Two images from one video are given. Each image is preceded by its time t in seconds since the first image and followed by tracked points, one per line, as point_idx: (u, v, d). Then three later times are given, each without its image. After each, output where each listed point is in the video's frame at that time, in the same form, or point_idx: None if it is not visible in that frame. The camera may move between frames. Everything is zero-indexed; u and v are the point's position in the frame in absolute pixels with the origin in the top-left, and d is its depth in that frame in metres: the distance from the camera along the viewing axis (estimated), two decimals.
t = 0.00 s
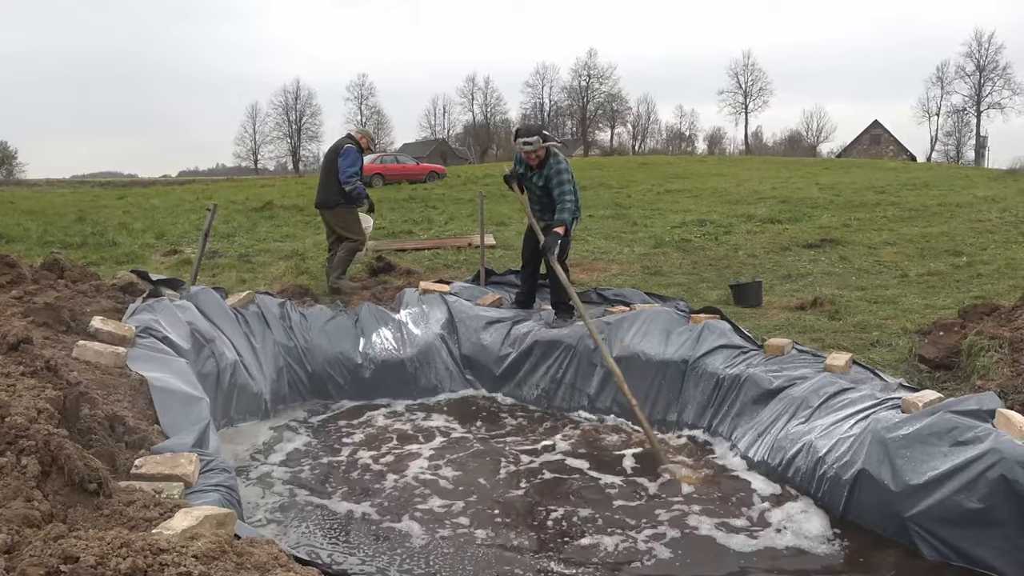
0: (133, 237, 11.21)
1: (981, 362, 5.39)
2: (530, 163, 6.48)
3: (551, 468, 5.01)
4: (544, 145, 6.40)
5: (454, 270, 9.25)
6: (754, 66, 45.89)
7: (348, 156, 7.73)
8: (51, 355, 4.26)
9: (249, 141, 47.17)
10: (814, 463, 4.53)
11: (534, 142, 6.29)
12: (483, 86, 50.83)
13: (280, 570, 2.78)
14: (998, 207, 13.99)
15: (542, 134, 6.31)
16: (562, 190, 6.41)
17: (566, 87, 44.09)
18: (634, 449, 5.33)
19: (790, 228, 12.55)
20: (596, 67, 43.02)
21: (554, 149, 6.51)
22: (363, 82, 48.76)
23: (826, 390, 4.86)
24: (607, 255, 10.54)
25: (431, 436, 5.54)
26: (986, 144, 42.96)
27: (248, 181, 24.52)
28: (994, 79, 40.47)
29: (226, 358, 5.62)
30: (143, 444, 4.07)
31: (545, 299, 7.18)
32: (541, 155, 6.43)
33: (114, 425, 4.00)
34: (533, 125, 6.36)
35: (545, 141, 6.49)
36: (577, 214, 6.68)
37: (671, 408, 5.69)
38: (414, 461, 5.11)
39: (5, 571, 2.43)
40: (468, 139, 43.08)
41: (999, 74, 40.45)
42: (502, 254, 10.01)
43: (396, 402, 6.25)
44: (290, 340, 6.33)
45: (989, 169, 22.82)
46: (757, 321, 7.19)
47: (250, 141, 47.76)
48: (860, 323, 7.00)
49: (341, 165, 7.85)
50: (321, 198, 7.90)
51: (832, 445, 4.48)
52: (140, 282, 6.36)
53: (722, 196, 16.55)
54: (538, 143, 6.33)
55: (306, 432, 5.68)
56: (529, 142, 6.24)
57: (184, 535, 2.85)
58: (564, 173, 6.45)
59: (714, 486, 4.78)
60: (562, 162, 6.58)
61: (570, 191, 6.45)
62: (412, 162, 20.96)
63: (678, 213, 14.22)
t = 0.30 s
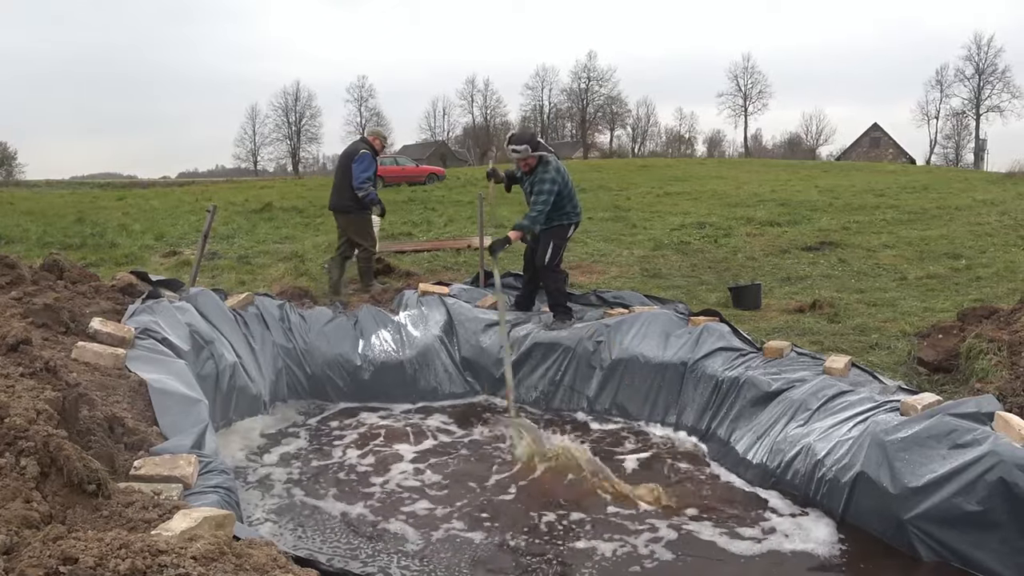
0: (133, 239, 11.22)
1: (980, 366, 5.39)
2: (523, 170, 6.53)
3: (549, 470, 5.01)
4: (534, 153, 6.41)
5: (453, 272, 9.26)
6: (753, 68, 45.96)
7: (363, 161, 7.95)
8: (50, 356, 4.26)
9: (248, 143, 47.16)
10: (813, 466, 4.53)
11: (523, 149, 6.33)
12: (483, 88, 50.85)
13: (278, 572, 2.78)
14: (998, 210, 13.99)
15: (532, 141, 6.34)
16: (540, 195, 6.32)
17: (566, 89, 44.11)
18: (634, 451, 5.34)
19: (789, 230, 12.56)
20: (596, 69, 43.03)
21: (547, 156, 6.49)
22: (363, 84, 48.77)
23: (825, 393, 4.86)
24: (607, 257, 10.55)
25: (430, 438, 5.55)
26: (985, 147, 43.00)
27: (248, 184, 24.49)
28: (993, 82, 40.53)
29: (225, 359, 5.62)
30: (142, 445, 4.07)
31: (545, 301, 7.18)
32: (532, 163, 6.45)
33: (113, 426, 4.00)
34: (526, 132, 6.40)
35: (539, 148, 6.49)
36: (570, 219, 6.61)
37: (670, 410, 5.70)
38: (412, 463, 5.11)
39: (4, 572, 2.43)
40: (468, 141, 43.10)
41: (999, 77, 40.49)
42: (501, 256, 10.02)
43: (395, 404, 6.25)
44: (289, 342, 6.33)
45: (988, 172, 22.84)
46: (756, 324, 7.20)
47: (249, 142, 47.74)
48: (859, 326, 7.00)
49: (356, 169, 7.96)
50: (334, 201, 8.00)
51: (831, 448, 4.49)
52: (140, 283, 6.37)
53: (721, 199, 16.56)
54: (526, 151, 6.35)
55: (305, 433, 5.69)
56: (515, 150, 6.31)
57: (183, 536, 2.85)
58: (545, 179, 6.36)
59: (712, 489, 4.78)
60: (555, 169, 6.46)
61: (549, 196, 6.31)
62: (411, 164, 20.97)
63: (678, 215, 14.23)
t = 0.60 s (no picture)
0: (131, 240, 11.21)
1: (978, 364, 5.40)
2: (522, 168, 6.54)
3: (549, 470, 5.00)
4: (534, 151, 6.40)
5: (452, 272, 9.26)
6: (751, 68, 45.99)
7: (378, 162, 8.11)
8: (48, 358, 4.26)
9: (246, 144, 47.11)
10: (811, 464, 4.54)
11: (521, 148, 6.33)
12: (481, 89, 50.84)
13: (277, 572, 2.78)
14: (995, 209, 14.00)
15: (532, 140, 6.33)
16: (528, 193, 6.38)
17: (564, 89, 44.11)
18: (632, 451, 5.34)
19: (787, 230, 12.57)
20: (593, 69, 43.04)
21: (547, 156, 6.47)
22: (361, 85, 48.73)
23: (824, 392, 4.87)
24: (605, 257, 10.55)
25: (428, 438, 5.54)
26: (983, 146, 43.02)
27: (246, 185, 24.47)
28: (991, 81, 40.57)
29: (223, 360, 5.62)
30: (140, 446, 4.07)
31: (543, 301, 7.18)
32: (530, 162, 6.45)
33: (111, 428, 4.00)
34: (528, 130, 6.40)
35: (540, 148, 6.49)
36: (567, 220, 6.60)
37: (669, 410, 5.70)
38: (411, 464, 5.11)
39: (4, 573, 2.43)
40: (466, 142, 43.07)
41: (996, 76, 40.53)
42: (499, 257, 10.03)
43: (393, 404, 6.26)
44: (288, 343, 6.34)
45: (986, 171, 22.85)
46: (755, 323, 7.20)
47: (247, 143, 47.70)
48: (857, 325, 7.01)
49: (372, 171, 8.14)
50: (353, 202, 8.19)
51: (829, 447, 4.49)
52: (138, 284, 6.37)
53: (719, 199, 16.57)
54: (526, 150, 6.34)
55: (303, 433, 5.68)
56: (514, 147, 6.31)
57: (182, 537, 2.85)
58: (538, 178, 6.39)
59: (711, 488, 4.79)
60: (553, 170, 6.45)
61: (538, 194, 6.37)
62: (409, 164, 20.97)
63: (676, 215, 14.23)
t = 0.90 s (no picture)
0: (127, 239, 11.19)
1: (973, 365, 5.42)
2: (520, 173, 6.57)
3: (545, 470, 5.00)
4: (532, 159, 6.42)
5: (449, 272, 9.27)
6: (748, 69, 46.05)
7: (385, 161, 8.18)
8: (44, 356, 4.25)
9: (243, 143, 47.06)
10: (807, 464, 4.55)
11: (519, 154, 6.36)
12: (478, 89, 50.85)
13: (273, 570, 2.78)
14: (991, 210, 14.05)
15: (530, 146, 6.36)
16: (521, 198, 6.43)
17: (561, 89, 44.13)
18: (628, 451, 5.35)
19: (784, 230, 12.59)
20: (591, 69, 43.08)
21: (546, 161, 6.48)
22: (358, 84, 48.70)
23: (820, 392, 4.88)
24: (602, 257, 10.56)
25: (424, 437, 5.55)
26: (979, 148, 43.13)
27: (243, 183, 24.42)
28: (987, 83, 40.67)
29: (220, 359, 5.62)
30: (137, 444, 4.06)
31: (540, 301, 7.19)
32: (528, 168, 6.47)
33: (107, 426, 3.99)
34: (526, 136, 6.43)
35: (540, 154, 6.51)
36: (563, 220, 6.58)
37: (665, 410, 5.71)
38: (407, 463, 5.11)
39: None
40: (463, 141, 43.07)
41: (993, 78, 40.63)
42: (496, 256, 10.03)
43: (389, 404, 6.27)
44: (285, 342, 6.34)
45: (983, 172, 22.90)
46: (751, 323, 7.21)
47: (244, 142, 47.63)
48: (853, 325, 7.02)
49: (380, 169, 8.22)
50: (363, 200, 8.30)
51: (825, 447, 4.50)
52: (135, 283, 6.36)
53: (716, 199, 16.58)
54: (524, 156, 6.38)
55: (299, 432, 5.68)
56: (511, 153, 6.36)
57: (178, 535, 2.85)
58: (534, 183, 6.41)
59: (707, 488, 4.80)
60: (552, 176, 6.45)
61: (531, 199, 6.42)
62: (407, 164, 20.97)
63: (672, 215, 14.25)
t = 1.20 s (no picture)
0: (127, 237, 11.20)
1: (973, 366, 5.43)
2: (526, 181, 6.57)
3: (544, 471, 5.01)
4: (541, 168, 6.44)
5: (449, 271, 9.27)
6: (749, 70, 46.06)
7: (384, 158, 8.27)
8: (44, 354, 4.25)
9: (243, 142, 47.07)
10: (806, 466, 4.56)
11: (530, 165, 6.38)
12: (478, 88, 50.88)
13: (273, 569, 2.78)
14: (991, 212, 14.06)
15: (539, 155, 6.40)
16: (532, 205, 6.44)
17: (562, 89, 44.14)
18: (626, 451, 5.36)
19: (784, 231, 12.60)
20: (591, 69, 43.11)
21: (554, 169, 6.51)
22: (358, 83, 48.67)
23: (819, 393, 4.89)
24: (602, 257, 10.58)
25: (423, 436, 5.55)
26: (980, 149, 43.15)
27: (243, 182, 24.45)
28: (987, 85, 40.69)
29: (220, 358, 5.62)
30: (136, 443, 4.06)
31: (540, 301, 7.19)
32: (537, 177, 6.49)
33: (107, 424, 3.99)
34: (534, 145, 6.47)
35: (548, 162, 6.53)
36: (569, 218, 6.58)
37: (664, 411, 5.71)
38: (406, 462, 5.12)
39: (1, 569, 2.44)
40: (464, 141, 43.09)
41: (993, 79, 40.64)
42: (496, 256, 10.04)
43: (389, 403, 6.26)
44: (285, 341, 6.34)
45: (983, 173, 22.92)
46: (751, 324, 7.22)
47: (244, 141, 47.61)
48: (853, 327, 7.03)
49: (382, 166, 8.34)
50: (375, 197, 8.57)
51: (824, 448, 4.51)
52: (135, 281, 6.36)
53: (716, 200, 16.59)
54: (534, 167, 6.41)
55: (297, 431, 5.68)
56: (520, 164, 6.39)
57: (179, 533, 2.86)
58: (543, 191, 6.45)
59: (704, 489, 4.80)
60: (559, 183, 6.49)
61: (542, 207, 6.44)
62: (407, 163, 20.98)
63: (672, 216, 14.26)
